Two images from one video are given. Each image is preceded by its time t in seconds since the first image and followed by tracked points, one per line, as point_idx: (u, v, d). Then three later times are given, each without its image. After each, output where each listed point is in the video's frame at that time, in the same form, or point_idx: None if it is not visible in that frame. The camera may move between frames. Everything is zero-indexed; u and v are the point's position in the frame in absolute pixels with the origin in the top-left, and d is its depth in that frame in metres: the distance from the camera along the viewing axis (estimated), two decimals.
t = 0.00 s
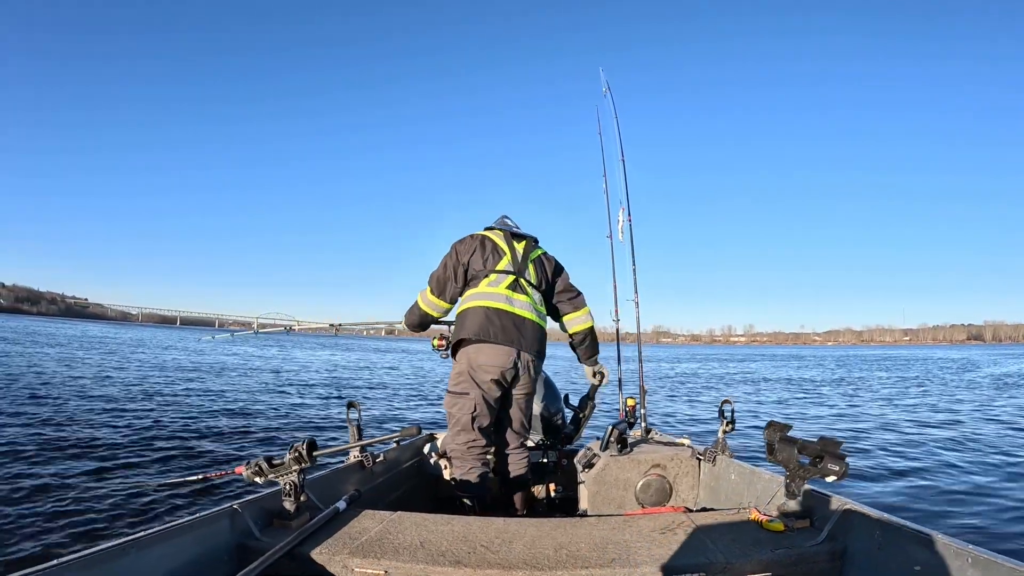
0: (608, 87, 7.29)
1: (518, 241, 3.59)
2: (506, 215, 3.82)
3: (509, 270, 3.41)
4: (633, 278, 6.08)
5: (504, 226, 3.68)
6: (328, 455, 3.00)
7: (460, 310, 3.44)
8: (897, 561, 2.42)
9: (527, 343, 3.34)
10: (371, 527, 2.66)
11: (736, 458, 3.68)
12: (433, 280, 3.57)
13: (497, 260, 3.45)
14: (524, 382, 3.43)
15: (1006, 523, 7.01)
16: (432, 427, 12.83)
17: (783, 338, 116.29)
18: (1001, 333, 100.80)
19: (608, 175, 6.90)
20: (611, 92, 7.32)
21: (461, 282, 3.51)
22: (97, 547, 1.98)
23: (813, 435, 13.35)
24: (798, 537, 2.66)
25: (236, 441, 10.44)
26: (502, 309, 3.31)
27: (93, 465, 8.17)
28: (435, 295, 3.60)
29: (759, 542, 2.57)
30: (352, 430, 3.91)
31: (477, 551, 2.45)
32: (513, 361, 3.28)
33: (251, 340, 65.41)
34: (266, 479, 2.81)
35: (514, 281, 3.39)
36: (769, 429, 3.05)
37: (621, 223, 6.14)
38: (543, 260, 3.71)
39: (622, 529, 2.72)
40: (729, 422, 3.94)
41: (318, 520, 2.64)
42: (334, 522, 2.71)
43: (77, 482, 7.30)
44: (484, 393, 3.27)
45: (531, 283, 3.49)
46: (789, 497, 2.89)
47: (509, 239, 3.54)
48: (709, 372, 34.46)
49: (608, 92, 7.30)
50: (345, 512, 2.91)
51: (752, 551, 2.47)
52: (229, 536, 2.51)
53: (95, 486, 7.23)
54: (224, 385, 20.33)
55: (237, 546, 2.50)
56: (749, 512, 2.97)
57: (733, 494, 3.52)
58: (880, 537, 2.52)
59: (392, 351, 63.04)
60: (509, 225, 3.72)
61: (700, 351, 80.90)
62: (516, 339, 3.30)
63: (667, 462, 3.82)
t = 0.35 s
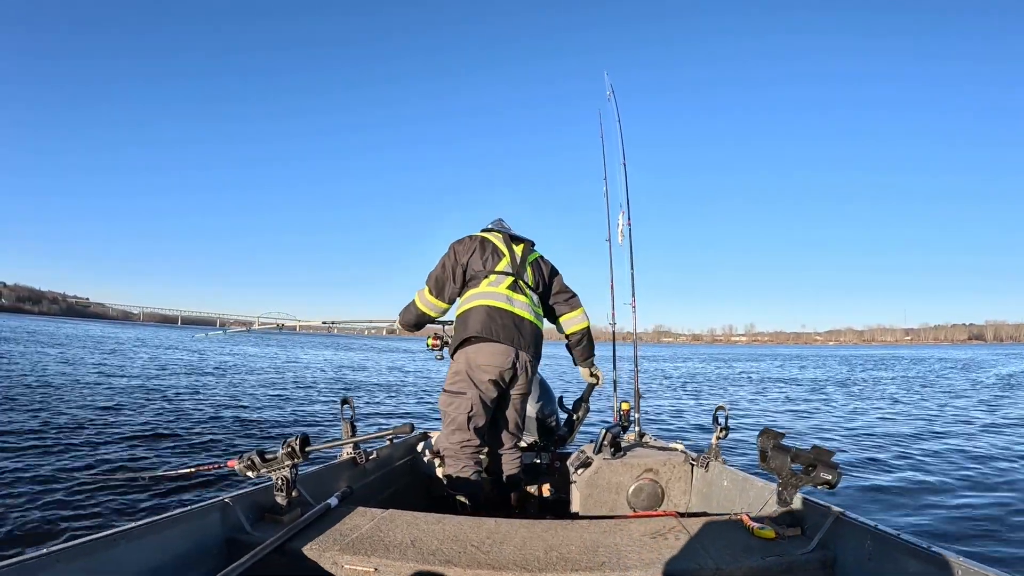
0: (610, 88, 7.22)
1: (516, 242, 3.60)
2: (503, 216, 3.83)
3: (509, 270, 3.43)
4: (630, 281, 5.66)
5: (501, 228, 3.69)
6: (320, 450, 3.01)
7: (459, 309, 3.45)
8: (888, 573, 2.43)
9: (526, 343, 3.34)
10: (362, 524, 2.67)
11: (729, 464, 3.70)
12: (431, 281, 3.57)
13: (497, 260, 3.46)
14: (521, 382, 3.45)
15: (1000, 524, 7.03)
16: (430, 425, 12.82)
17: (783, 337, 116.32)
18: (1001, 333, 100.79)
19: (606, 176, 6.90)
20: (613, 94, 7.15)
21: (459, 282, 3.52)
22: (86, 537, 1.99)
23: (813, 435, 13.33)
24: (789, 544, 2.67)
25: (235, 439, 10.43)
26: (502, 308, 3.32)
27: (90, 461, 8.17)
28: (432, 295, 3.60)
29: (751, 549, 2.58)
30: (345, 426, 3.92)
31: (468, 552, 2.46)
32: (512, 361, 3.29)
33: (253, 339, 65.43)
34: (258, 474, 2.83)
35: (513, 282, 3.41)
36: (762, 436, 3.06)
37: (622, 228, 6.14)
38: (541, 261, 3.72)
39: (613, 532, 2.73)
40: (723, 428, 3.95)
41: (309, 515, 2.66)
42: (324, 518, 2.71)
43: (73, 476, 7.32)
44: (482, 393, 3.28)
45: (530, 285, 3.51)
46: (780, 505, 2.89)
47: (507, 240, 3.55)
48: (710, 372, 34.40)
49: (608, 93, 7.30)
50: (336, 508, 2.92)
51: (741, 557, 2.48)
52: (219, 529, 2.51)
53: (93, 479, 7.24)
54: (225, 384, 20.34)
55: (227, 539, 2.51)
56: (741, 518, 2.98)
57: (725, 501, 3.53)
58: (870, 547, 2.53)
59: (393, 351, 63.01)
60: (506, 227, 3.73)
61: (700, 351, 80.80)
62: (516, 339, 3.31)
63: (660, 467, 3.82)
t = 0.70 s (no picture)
0: (605, 91, 7.31)
1: (514, 241, 3.60)
2: (498, 214, 3.83)
3: (508, 271, 3.44)
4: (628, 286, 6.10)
5: (498, 227, 3.69)
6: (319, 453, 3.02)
7: (458, 311, 3.45)
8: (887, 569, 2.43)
9: (526, 343, 3.35)
10: (361, 526, 2.67)
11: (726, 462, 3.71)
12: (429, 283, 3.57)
13: (496, 261, 3.46)
14: (521, 382, 3.45)
15: (999, 522, 7.03)
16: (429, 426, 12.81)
17: (783, 337, 116.36)
18: (1002, 332, 100.74)
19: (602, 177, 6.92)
20: (608, 96, 7.30)
21: (458, 283, 3.52)
22: (86, 542, 2.00)
23: (813, 435, 13.34)
24: (787, 541, 2.68)
25: (234, 440, 10.42)
26: (501, 310, 3.32)
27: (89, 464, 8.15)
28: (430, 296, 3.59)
29: (750, 546, 2.58)
30: (343, 427, 3.93)
31: (467, 552, 2.46)
32: (512, 361, 3.29)
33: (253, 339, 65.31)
34: (256, 476, 2.83)
35: (513, 283, 3.42)
36: (759, 433, 3.05)
37: (616, 227, 6.15)
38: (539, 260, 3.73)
39: (611, 531, 2.74)
40: (721, 426, 3.95)
41: (308, 517, 2.66)
42: (323, 520, 2.72)
43: (71, 479, 7.32)
44: (482, 393, 3.29)
45: (529, 284, 3.52)
46: (778, 502, 2.90)
47: (505, 240, 3.55)
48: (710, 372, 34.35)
49: (604, 95, 7.32)
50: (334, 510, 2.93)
51: (740, 554, 2.48)
52: (217, 532, 2.52)
53: (91, 482, 7.22)
54: (224, 385, 20.33)
55: (226, 542, 2.52)
56: (739, 515, 2.99)
57: (723, 497, 3.54)
58: (869, 544, 2.53)
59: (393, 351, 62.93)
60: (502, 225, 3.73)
61: (700, 351, 80.64)
62: (517, 340, 3.31)
63: (658, 465, 3.82)
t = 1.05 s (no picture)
0: (598, 89, 7.33)
1: (513, 238, 3.59)
2: (494, 209, 3.80)
3: (509, 270, 3.43)
4: (624, 278, 6.12)
5: (496, 223, 3.67)
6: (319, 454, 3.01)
7: (459, 311, 3.44)
8: (887, 561, 2.44)
9: (528, 343, 3.35)
10: (362, 527, 2.67)
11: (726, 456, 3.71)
12: (428, 283, 3.56)
13: (496, 260, 3.46)
14: (523, 381, 3.45)
15: (998, 519, 7.05)
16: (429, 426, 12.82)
17: (783, 336, 116.45)
18: (1002, 331, 100.75)
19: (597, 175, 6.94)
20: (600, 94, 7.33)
21: (458, 283, 3.51)
22: (87, 548, 1.99)
23: (811, 433, 13.37)
24: (787, 534, 2.68)
25: (233, 441, 10.41)
26: (504, 311, 3.32)
27: (88, 467, 8.13)
28: (430, 296, 3.58)
29: (751, 540, 2.59)
30: (342, 429, 3.92)
31: (469, 551, 2.46)
32: (513, 361, 3.30)
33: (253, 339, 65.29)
34: (256, 479, 2.82)
35: (514, 282, 3.41)
36: (759, 427, 3.06)
37: (610, 223, 6.16)
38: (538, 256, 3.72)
39: (612, 527, 2.74)
40: (719, 420, 3.95)
41: (309, 518, 2.66)
42: (325, 522, 2.72)
43: (70, 482, 7.31)
44: (483, 392, 3.29)
45: (529, 283, 3.52)
46: (780, 495, 2.88)
47: (504, 238, 3.54)
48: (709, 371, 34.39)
49: (597, 93, 7.37)
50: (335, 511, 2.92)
51: (741, 549, 2.48)
52: (218, 536, 2.51)
53: (89, 486, 7.21)
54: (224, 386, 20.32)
55: (227, 546, 2.51)
56: (740, 509, 3.00)
57: (723, 491, 3.55)
58: (869, 536, 2.53)
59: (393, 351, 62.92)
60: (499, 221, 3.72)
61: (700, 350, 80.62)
62: (519, 341, 3.31)
63: (657, 461, 3.83)
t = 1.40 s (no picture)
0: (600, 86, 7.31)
1: (513, 237, 3.59)
2: (489, 204, 3.79)
3: (509, 269, 3.43)
4: (625, 276, 6.04)
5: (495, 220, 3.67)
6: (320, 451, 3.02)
7: (459, 309, 3.45)
8: (885, 561, 2.44)
9: (528, 342, 3.35)
10: (361, 524, 2.68)
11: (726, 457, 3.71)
12: (428, 282, 3.55)
13: (495, 259, 3.46)
14: (523, 380, 3.45)
15: (1002, 518, 7.01)
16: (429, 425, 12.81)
17: (784, 336, 116.27)
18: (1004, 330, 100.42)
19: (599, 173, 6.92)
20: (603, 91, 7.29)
21: (457, 281, 3.51)
22: (86, 545, 2.00)
23: (814, 433, 13.32)
24: (786, 535, 2.68)
25: (234, 440, 10.41)
26: (505, 311, 3.32)
27: (88, 466, 8.14)
28: (429, 295, 3.58)
29: (749, 540, 2.59)
30: (342, 426, 3.93)
31: (468, 550, 2.46)
32: (513, 360, 3.30)
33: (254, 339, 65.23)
34: (255, 476, 2.83)
35: (514, 282, 3.41)
36: (759, 427, 3.06)
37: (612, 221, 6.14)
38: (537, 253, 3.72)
39: (611, 526, 2.74)
40: (719, 420, 3.95)
41: (308, 516, 2.67)
42: (324, 519, 2.73)
43: (72, 481, 7.32)
44: (483, 391, 3.29)
45: (529, 281, 3.53)
46: (778, 495, 2.88)
47: (504, 236, 3.55)
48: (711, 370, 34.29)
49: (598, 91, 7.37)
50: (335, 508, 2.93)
51: (738, 549, 2.49)
52: (217, 533, 2.52)
53: (90, 485, 7.22)
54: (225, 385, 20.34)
55: (226, 543, 2.53)
56: (739, 509, 3.00)
57: (722, 492, 3.55)
58: (868, 536, 2.53)
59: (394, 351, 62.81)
60: (498, 218, 3.71)
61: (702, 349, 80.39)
62: (520, 341, 3.32)
63: (656, 460, 3.83)
